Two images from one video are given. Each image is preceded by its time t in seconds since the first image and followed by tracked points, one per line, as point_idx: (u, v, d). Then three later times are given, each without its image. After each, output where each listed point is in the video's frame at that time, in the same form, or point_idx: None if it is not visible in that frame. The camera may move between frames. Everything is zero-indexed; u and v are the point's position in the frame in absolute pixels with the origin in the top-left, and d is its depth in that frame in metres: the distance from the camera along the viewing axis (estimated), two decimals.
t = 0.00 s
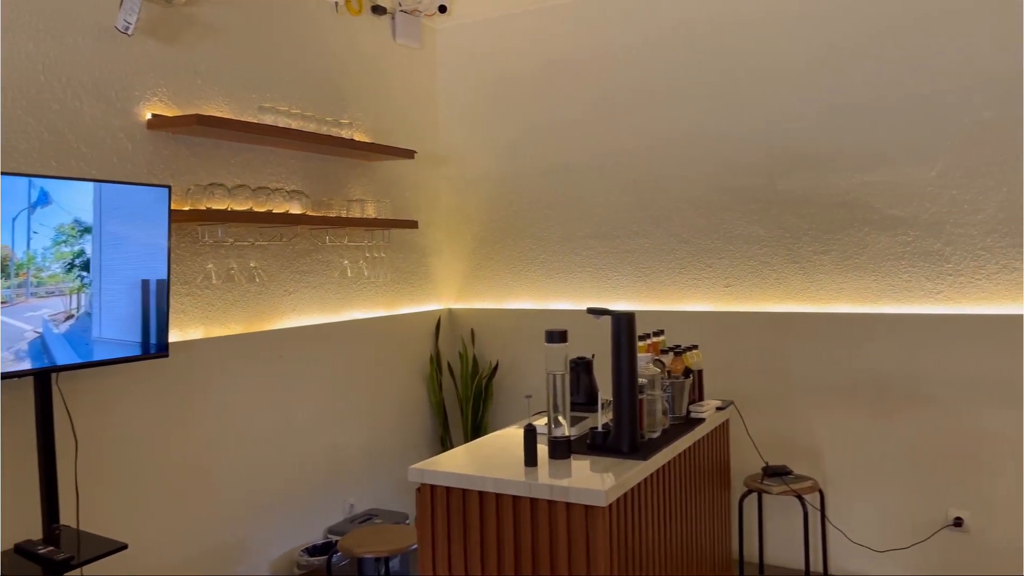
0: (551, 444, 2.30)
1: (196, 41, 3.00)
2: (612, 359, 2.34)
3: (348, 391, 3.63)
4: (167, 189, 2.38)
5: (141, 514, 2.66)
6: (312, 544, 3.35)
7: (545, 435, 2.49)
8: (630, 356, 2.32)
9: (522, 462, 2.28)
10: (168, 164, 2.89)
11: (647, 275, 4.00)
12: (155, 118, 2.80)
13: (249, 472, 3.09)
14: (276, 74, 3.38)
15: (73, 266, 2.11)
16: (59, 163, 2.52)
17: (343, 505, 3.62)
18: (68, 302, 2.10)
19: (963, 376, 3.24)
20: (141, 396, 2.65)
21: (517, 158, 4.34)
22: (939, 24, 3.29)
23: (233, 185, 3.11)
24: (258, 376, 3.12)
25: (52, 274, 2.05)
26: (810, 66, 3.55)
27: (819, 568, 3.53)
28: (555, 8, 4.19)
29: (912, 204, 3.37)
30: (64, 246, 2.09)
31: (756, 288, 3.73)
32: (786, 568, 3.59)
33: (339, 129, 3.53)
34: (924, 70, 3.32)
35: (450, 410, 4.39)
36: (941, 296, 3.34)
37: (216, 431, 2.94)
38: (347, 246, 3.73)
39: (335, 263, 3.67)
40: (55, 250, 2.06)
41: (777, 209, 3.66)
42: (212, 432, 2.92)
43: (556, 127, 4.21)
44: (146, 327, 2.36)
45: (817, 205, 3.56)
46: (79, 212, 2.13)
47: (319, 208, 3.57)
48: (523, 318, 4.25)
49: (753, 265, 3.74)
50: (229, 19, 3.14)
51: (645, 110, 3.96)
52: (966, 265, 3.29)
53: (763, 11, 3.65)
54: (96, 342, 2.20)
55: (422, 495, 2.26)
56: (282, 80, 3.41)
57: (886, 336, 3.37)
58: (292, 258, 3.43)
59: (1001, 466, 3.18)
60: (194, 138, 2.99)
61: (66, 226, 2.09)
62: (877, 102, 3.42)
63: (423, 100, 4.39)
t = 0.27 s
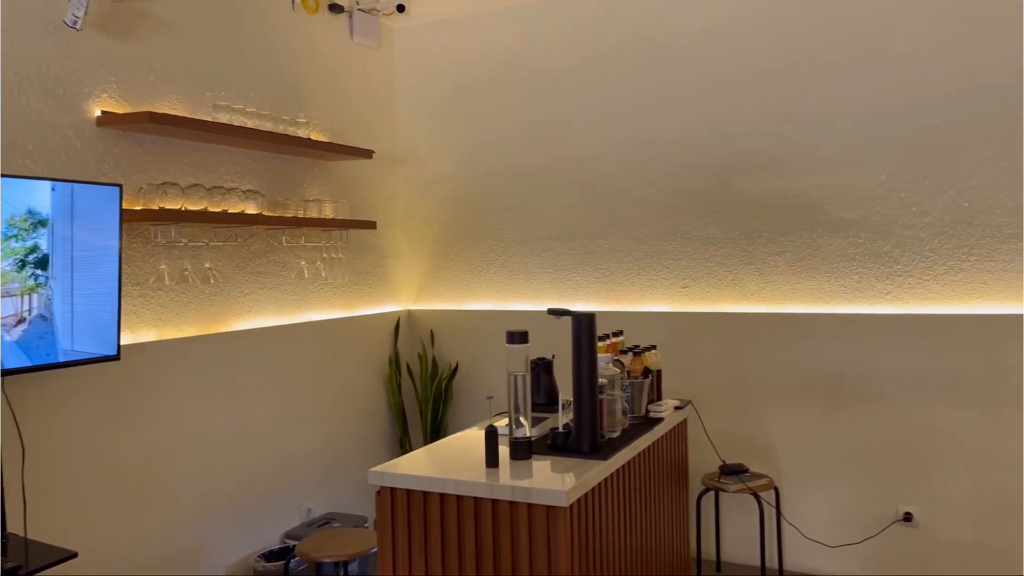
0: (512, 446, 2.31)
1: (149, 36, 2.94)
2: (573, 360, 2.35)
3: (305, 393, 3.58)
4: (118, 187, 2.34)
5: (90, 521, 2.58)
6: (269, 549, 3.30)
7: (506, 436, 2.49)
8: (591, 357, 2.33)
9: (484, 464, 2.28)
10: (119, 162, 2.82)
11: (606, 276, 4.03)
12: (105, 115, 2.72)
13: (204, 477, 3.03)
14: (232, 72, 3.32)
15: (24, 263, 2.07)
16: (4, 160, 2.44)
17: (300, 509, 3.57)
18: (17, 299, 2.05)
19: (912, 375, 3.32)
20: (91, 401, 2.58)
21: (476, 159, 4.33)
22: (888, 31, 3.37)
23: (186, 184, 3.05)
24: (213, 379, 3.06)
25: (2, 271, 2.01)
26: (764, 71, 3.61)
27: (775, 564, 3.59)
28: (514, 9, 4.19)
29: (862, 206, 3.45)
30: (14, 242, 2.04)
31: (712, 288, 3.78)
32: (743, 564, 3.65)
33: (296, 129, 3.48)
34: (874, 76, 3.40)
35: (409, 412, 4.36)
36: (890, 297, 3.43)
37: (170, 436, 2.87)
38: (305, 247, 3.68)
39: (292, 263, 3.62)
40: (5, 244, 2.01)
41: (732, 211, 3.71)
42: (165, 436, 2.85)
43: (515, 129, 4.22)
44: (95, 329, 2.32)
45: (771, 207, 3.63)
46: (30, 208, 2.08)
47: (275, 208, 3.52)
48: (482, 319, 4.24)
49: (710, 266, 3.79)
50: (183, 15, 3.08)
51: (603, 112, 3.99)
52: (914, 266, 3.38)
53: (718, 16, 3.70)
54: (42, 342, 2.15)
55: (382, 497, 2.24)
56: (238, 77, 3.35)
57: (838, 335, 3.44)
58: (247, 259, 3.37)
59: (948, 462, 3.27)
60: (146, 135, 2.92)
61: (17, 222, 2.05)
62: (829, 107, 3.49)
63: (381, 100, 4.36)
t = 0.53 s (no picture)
0: (472, 446, 2.31)
1: (98, 30, 2.87)
2: (532, 359, 2.36)
3: (261, 395, 3.53)
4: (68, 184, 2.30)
5: (38, 528, 2.51)
6: (224, 554, 3.25)
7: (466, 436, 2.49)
8: (550, 356, 2.34)
9: (444, 464, 2.27)
10: (68, 159, 2.75)
11: (565, 276, 4.05)
12: (53, 111, 2.65)
13: (157, 481, 2.97)
14: (185, 68, 3.26)
15: None
16: None
17: (256, 512, 3.52)
18: None
19: (861, 373, 3.41)
20: (38, 404, 2.50)
21: (434, 159, 4.32)
22: (838, 37, 3.45)
23: (138, 182, 2.99)
24: (166, 381, 3.00)
25: None
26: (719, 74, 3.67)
27: (731, 560, 3.65)
28: (472, 9, 4.19)
29: (814, 208, 3.53)
30: None
31: (669, 288, 3.83)
32: (699, 560, 3.70)
33: (252, 127, 3.43)
34: (825, 81, 3.48)
35: (367, 414, 4.33)
36: (841, 296, 3.51)
37: (122, 439, 2.81)
38: (260, 247, 3.63)
39: (248, 264, 3.57)
40: None
41: (688, 212, 3.77)
42: (116, 440, 2.79)
43: (473, 129, 4.22)
44: (42, 331, 2.25)
45: (726, 209, 3.69)
46: None
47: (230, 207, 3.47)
48: (441, 319, 4.23)
49: (666, 267, 3.84)
50: (134, 9, 3.01)
51: (561, 114, 4.01)
52: (864, 266, 3.46)
53: (674, 20, 3.75)
54: None
55: (341, 499, 2.22)
56: (191, 74, 3.29)
57: (791, 334, 3.52)
58: (201, 259, 3.31)
59: (896, 457, 3.37)
60: (96, 132, 2.86)
61: None
62: (781, 110, 3.56)
63: (338, 98, 4.32)
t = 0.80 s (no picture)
0: (437, 445, 2.31)
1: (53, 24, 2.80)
2: (498, 357, 2.37)
3: (220, 396, 3.48)
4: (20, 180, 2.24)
5: None
6: (183, 557, 3.19)
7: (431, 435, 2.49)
8: (515, 354, 2.35)
9: (409, 464, 2.27)
10: (21, 156, 2.68)
11: (528, 276, 4.07)
12: (5, 105, 2.58)
13: (114, 484, 2.91)
14: (143, 64, 3.20)
15: None
16: None
17: (216, 515, 3.47)
18: None
19: (818, 370, 3.49)
20: None
21: (397, 158, 4.30)
22: (795, 42, 3.52)
23: (94, 179, 2.92)
24: (123, 383, 2.94)
25: None
26: (680, 76, 3.72)
27: (692, 555, 3.70)
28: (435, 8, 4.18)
29: (772, 209, 3.60)
30: None
31: (630, 288, 3.87)
32: (660, 557, 3.74)
33: (211, 124, 3.38)
34: (783, 84, 3.55)
35: (329, 414, 4.30)
36: (798, 296, 3.59)
37: (77, 442, 2.74)
38: (220, 246, 3.58)
39: (207, 263, 3.52)
40: None
41: (650, 213, 3.81)
42: (72, 443, 2.72)
43: (436, 128, 4.21)
44: None
45: (687, 210, 3.74)
46: None
47: (188, 205, 3.41)
48: (404, 319, 4.22)
49: (628, 267, 3.88)
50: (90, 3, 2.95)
51: (524, 114, 4.02)
52: (820, 266, 3.54)
53: (636, 22, 3.79)
54: None
55: (304, 499, 2.20)
56: (149, 70, 3.23)
57: (750, 333, 3.58)
58: (159, 258, 3.26)
59: (851, 453, 3.45)
60: (50, 128, 2.79)
61: None
62: (741, 112, 3.62)
63: (300, 96, 4.28)
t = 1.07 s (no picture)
0: (402, 445, 2.30)
1: (7, 16, 2.73)
2: (464, 356, 2.38)
3: (180, 396, 3.43)
4: None
5: None
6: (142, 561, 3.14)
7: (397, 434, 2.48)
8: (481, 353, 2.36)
9: (374, 463, 2.26)
10: None
11: (492, 275, 4.08)
12: None
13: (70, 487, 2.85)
14: (100, 58, 3.14)
15: None
16: None
17: (176, 517, 3.41)
18: None
19: (777, 368, 3.55)
20: None
21: (360, 156, 4.28)
22: (755, 45, 3.58)
23: (49, 176, 2.86)
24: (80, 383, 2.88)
25: None
26: (643, 78, 3.76)
27: (654, 552, 3.75)
28: (399, 5, 4.17)
29: (732, 210, 3.66)
30: None
31: (594, 287, 3.91)
32: (623, 553, 3.78)
33: (170, 120, 3.33)
34: (744, 87, 3.61)
35: (291, 415, 4.26)
36: (758, 295, 3.65)
37: (32, 444, 2.68)
38: (180, 244, 3.53)
39: (167, 262, 3.46)
40: None
41: (613, 213, 3.84)
42: (26, 445, 2.66)
43: (400, 127, 4.19)
44: None
45: (650, 210, 3.78)
46: None
47: (147, 203, 3.36)
48: (367, 318, 4.20)
49: (592, 266, 3.91)
50: None
51: (488, 114, 4.03)
52: (779, 265, 3.61)
53: (599, 23, 3.81)
54: None
55: (268, 499, 2.18)
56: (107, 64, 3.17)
57: (711, 332, 3.63)
58: (117, 256, 3.20)
59: (809, 448, 3.52)
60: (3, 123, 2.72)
61: None
62: (703, 114, 3.67)
63: (261, 93, 4.23)
